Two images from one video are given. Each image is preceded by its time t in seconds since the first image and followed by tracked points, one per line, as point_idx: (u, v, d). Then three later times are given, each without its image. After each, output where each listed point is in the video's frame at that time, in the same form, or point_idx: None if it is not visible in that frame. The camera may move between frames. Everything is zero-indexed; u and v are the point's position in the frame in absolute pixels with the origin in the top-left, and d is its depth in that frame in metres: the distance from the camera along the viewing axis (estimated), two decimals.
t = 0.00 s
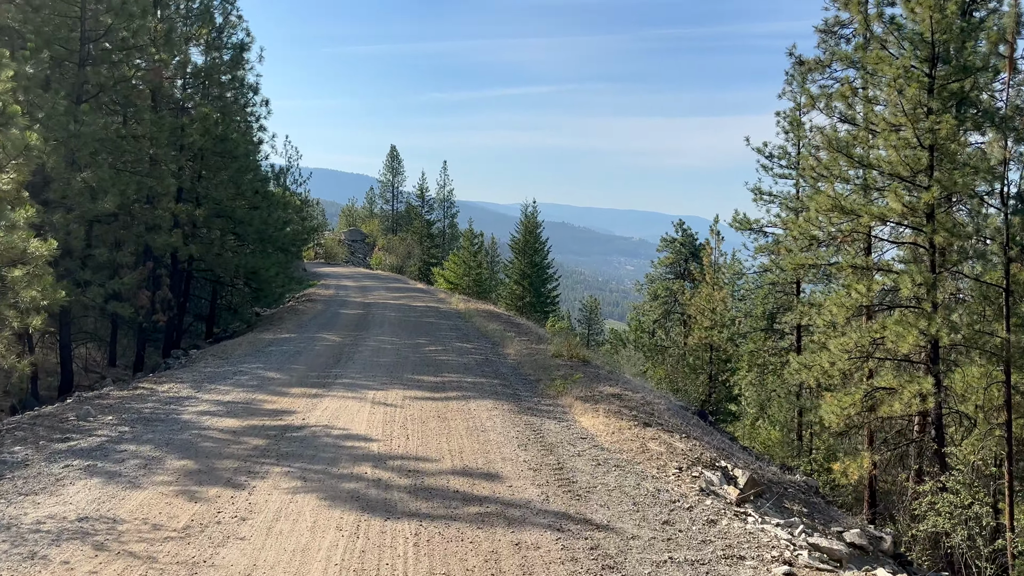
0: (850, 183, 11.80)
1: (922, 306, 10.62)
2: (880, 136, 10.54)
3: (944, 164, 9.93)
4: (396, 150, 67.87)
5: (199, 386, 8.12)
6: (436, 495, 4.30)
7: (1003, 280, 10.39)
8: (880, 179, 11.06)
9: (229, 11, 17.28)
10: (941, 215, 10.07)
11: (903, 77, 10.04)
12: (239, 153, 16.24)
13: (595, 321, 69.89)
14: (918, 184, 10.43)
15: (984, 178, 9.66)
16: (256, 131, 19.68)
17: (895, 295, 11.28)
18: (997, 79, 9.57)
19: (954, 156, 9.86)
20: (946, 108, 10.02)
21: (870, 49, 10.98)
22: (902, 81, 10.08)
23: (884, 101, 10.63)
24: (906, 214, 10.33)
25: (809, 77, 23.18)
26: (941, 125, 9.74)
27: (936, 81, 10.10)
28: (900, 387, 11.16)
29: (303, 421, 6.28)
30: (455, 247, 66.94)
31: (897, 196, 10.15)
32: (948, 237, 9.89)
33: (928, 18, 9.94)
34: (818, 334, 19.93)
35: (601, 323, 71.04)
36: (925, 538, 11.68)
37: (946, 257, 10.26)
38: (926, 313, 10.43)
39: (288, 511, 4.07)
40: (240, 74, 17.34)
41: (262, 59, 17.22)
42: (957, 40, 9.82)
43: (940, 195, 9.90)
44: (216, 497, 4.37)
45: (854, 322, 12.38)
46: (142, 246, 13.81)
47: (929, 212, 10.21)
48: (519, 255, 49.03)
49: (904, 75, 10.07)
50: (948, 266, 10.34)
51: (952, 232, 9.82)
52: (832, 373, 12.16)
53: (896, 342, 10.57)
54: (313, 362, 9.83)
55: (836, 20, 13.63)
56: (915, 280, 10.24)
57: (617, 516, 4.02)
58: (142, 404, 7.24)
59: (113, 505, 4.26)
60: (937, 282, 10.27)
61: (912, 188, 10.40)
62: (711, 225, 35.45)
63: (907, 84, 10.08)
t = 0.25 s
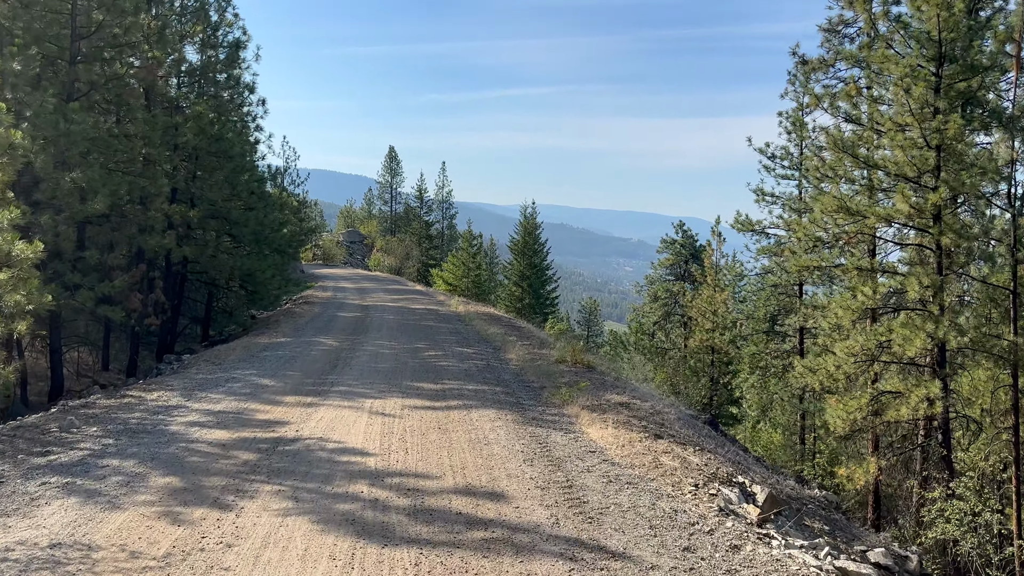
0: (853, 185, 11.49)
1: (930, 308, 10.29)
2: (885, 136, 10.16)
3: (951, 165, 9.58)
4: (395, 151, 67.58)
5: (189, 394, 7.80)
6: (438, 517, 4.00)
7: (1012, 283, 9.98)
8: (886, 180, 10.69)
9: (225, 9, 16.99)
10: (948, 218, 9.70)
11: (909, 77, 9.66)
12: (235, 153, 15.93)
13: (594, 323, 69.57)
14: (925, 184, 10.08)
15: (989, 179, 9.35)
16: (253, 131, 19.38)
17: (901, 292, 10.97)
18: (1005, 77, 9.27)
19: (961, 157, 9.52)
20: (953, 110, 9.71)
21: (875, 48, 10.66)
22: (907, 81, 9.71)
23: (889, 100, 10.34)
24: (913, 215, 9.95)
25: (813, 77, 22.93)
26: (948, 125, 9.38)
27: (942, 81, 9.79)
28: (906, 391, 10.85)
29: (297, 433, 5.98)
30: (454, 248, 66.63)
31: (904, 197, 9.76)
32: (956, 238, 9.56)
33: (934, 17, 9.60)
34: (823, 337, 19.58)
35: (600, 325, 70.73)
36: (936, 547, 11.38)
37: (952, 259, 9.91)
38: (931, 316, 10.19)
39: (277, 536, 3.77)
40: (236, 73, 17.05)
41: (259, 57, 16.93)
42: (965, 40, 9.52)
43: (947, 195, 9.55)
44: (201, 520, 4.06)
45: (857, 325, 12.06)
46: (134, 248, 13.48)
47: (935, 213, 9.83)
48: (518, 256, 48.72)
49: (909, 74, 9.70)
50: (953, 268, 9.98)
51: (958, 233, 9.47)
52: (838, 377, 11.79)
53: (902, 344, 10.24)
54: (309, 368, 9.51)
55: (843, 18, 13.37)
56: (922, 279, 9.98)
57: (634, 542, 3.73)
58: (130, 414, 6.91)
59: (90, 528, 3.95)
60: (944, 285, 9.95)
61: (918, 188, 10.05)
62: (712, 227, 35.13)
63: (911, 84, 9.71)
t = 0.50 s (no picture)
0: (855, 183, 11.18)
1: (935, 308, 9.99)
2: (891, 133, 9.85)
3: (956, 162, 9.26)
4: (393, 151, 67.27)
5: (178, 396, 7.48)
6: (437, 530, 3.72)
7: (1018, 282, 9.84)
8: (890, 178, 10.39)
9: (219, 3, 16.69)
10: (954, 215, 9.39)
11: (915, 74, 9.37)
12: (230, 150, 15.63)
13: (593, 323, 69.31)
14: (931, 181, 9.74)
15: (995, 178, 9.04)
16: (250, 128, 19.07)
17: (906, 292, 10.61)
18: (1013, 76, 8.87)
19: (967, 154, 9.18)
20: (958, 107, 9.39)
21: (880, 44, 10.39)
22: (912, 78, 9.40)
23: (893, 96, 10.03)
24: (918, 213, 9.62)
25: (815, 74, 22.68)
26: (954, 122, 9.05)
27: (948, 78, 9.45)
28: (911, 391, 10.48)
29: (288, 438, 5.67)
30: (453, 248, 66.33)
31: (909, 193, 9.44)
32: (962, 237, 9.27)
33: (940, 12, 9.29)
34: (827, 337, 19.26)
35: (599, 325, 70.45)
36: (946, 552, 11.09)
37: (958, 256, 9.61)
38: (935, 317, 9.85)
39: (262, 553, 3.47)
40: (231, 68, 16.75)
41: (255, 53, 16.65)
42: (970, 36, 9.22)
43: (953, 194, 9.28)
44: (180, 534, 3.75)
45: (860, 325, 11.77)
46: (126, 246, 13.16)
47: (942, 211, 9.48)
48: (517, 256, 48.41)
49: (915, 71, 9.38)
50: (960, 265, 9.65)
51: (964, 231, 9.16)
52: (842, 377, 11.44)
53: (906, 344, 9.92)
54: (303, 369, 9.19)
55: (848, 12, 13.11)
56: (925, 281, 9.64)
57: (649, 559, 3.45)
58: (114, 417, 6.59)
59: (59, 544, 3.64)
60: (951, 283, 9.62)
61: (924, 186, 9.73)
62: (712, 227, 34.82)
63: (917, 81, 9.39)
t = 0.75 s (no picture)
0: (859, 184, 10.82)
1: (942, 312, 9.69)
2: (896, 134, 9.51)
3: (966, 162, 8.95)
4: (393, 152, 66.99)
5: (167, 407, 7.17)
6: (438, 559, 3.44)
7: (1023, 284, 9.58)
8: (895, 179, 10.09)
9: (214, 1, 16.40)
10: (960, 217, 9.03)
11: (921, 73, 8.98)
12: (225, 150, 15.33)
13: (593, 324, 69.01)
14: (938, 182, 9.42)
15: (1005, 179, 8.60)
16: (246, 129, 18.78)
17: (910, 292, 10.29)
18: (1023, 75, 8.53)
19: (976, 154, 8.86)
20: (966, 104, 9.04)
21: (887, 43, 10.17)
22: (919, 77, 9.04)
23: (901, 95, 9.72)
24: (925, 214, 9.28)
25: (819, 73, 22.42)
26: (962, 121, 8.74)
27: (957, 76, 9.12)
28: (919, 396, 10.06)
29: (280, 453, 5.37)
30: (452, 249, 65.99)
31: (918, 194, 9.15)
32: (969, 239, 8.98)
33: (946, 11, 8.97)
34: (831, 339, 18.99)
35: (598, 326, 70.19)
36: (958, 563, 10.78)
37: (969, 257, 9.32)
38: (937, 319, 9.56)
39: None
40: (227, 67, 16.47)
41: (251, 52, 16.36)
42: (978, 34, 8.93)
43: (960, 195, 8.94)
44: (159, 567, 3.44)
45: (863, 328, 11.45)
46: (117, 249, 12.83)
47: (947, 212, 9.17)
48: (517, 257, 48.10)
49: (921, 70, 9.04)
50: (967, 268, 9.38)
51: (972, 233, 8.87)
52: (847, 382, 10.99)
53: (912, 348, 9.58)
54: (299, 376, 8.89)
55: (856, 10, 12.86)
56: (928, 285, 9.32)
57: None
58: (99, 429, 6.29)
59: None
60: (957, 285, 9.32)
61: (930, 187, 9.42)
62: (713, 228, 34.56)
63: (923, 81, 9.04)
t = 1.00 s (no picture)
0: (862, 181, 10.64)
1: (949, 311, 9.33)
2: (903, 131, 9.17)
3: (973, 160, 8.50)
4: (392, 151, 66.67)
5: (159, 410, 6.85)
6: None
7: None
8: (902, 177, 9.81)
9: None
10: (968, 215, 8.74)
11: (929, 69, 8.61)
12: (222, 147, 15.05)
13: (592, 324, 68.74)
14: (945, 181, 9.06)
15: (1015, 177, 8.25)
16: (243, 125, 18.48)
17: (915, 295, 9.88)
18: None
19: (983, 150, 8.43)
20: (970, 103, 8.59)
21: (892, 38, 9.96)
22: (929, 75, 8.66)
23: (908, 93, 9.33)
24: (931, 212, 8.94)
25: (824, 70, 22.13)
26: (970, 118, 8.36)
27: (961, 72, 8.69)
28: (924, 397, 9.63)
29: (276, 460, 5.08)
30: (451, 248, 65.67)
31: (925, 191, 8.77)
32: (976, 237, 8.62)
33: (954, 6, 8.65)
34: (837, 339, 18.69)
35: (598, 326, 69.93)
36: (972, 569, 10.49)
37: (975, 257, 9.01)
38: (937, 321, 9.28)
39: None
40: (224, 63, 16.19)
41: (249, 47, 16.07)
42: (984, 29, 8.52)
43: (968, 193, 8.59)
44: None
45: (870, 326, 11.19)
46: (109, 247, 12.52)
47: (955, 211, 8.83)
48: (517, 256, 47.79)
49: (930, 67, 8.65)
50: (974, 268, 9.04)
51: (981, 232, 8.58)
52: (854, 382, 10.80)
53: (920, 349, 9.26)
54: (297, 377, 8.59)
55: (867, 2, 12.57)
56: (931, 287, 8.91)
57: None
58: (87, 434, 5.98)
59: None
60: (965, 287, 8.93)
61: (938, 184, 9.08)
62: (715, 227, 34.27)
63: (933, 79, 8.67)
